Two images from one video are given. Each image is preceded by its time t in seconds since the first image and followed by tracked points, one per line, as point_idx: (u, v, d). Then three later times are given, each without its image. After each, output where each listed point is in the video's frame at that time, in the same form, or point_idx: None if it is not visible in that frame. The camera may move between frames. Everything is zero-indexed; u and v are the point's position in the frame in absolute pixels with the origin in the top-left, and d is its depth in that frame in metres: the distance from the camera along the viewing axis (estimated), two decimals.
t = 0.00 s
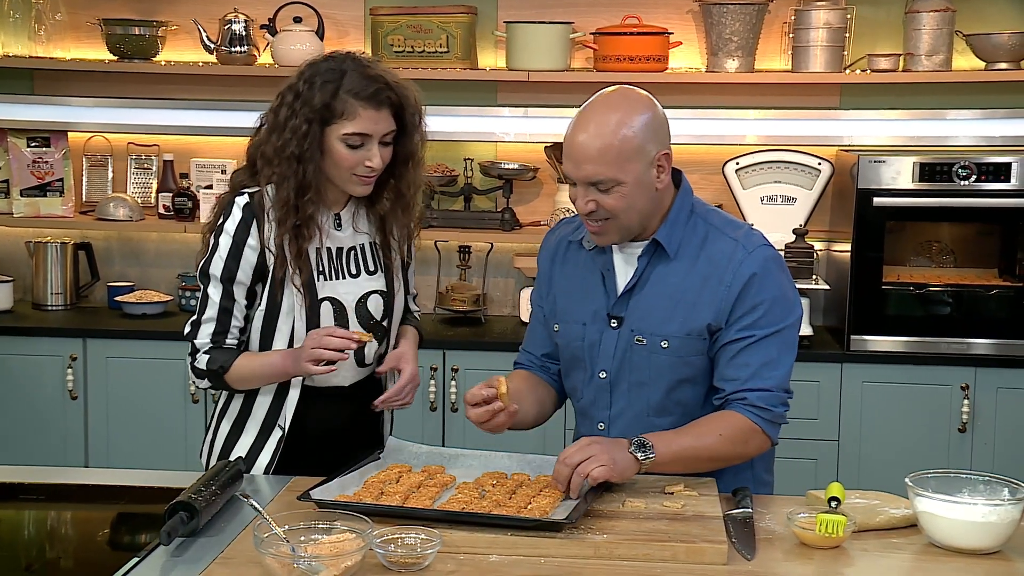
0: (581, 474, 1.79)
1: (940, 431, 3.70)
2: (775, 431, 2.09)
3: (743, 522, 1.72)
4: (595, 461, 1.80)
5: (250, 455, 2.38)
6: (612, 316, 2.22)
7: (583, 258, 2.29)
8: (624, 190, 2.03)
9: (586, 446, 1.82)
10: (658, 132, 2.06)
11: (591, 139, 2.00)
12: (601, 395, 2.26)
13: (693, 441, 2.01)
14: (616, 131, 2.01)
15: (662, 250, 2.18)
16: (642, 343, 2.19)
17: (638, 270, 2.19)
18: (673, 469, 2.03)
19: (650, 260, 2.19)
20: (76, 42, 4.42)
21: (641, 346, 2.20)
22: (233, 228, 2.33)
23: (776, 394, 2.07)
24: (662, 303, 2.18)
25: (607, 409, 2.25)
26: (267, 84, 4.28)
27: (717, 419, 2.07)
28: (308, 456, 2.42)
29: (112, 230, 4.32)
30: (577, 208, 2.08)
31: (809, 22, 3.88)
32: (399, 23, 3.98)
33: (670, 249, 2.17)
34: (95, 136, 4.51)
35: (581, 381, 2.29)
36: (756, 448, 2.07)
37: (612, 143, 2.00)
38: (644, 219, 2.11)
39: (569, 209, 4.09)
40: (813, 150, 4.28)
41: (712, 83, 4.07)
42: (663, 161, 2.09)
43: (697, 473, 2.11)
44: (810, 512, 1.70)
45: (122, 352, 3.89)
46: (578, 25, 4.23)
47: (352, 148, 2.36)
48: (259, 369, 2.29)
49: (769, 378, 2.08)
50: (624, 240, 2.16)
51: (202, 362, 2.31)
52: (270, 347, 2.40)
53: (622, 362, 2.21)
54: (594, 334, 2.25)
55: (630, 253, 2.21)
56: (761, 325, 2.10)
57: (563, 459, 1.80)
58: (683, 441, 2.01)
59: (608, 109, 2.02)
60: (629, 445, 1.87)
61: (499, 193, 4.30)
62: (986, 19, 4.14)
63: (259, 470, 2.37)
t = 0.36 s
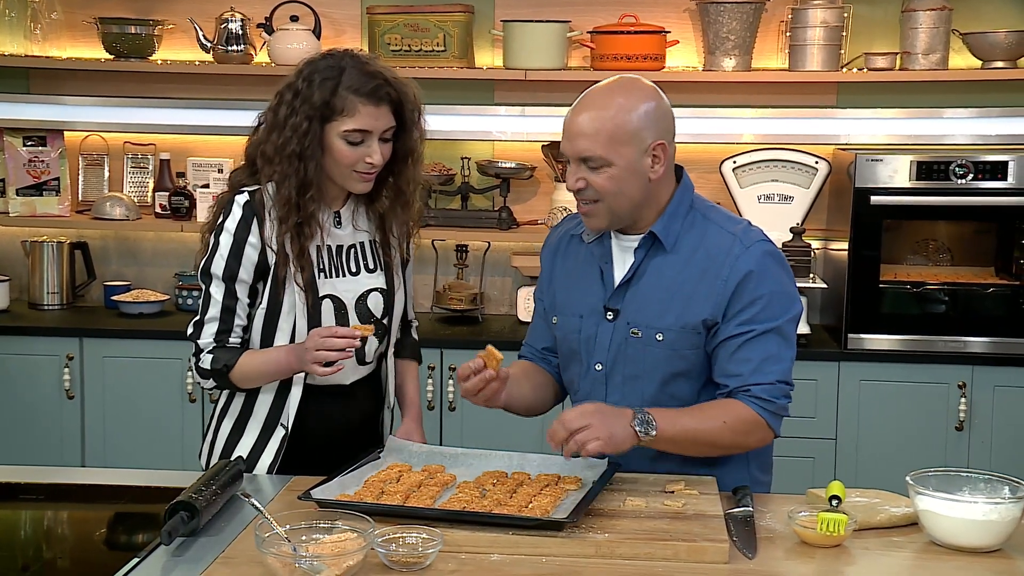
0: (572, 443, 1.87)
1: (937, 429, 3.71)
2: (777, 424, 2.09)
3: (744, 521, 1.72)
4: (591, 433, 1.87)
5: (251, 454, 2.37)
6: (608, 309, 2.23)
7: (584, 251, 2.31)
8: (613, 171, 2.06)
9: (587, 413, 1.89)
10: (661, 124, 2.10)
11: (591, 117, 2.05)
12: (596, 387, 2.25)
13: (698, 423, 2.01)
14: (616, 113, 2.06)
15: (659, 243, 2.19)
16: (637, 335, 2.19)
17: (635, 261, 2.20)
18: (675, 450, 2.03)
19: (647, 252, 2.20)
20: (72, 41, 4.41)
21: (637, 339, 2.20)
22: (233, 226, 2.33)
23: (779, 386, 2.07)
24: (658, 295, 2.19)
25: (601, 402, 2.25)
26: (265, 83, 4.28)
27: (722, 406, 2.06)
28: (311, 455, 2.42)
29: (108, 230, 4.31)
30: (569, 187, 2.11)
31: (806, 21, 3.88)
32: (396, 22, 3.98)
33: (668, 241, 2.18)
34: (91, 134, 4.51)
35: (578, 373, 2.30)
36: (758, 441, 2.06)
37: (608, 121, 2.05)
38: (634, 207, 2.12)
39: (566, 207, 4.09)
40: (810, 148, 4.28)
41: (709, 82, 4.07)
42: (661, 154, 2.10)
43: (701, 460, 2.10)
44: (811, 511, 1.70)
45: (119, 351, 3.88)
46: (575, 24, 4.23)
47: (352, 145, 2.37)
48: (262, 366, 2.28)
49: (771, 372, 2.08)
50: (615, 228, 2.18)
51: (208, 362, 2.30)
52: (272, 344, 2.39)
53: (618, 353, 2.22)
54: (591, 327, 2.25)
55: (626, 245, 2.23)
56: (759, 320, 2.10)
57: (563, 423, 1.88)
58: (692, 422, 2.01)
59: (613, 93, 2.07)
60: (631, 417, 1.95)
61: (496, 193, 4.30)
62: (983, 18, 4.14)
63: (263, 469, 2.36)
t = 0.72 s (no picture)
0: (553, 417, 1.96)
1: (936, 427, 3.71)
2: (779, 417, 2.09)
3: (746, 519, 1.73)
4: (574, 414, 1.95)
5: (260, 452, 2.36)
6: (606, 298, 2.24)
7: (588, 241, 2.33)
8: (616, 153, 2.11)
9: (577, 394, 1.97)
10: (673, 115, 2.15)
11: (604, 100, 2.11)
12: (592, 375, 2.26)
13: (692, 415, 2.03)
14: (629, 99, 2.12)
15: (660, 233, 2.20)
16: (634, 325, 2.20)
17: (635, 250, 2.21)
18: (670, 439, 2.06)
19: (648, 241, 2.21)
20: (69, 40, 4.41)
21: (634, 329, 2.20)
22: (235, 220, 2.32)
23: (780, 380, 2.07)
24: (655, 285, 2.19)
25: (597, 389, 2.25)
26: (263, 81, 4.27)
27: (719, 397, 2.06)
28: (318, 452, 2.41)
29: (106, 229, 4.30)
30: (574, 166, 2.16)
31: (804, 19, 3.88)
32: (394, 21, 3.98)
33: (669, 232, 2.19)
34: (89, 133, 4.50)
35: (577, 363, 2.30)
36: (757, 434, 2.07)
37: (619, 103, 2.11)
38: (636, 192, 2.16)
39: (564, 206, 4.09)
40: (808, 146, 4.29)
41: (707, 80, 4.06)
42: (667, 142, 2.14)
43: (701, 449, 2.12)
44: (814, 509, 1.70)
45: (117, 351, 3.88)
46: (573, 22, 4.23)
47: (351, 132, 2.37)
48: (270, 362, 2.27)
49: (773, 366, 2.07)
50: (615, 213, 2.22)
51: (211, 359, 2.30)
52: (274, 338, 2.37)
53: (615, 342, 2.22)
54: (590, 316, 2.26)
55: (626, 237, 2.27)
56: (759, 314, 2.09)
57: (553, 398, 1.97)
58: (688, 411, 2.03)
59: (629, 80, 2.12)
60: (626, 405, 1.99)
61: (495, 191, 4.30)
62: (979, 15, 4.15)
63: (271, 465, 2.35)
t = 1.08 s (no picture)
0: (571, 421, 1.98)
1: (935, 425, 3.71)
2: (800, 415, 2.07)
3: (750, 518, 1.73)
4: (592, 419, 1.97)
5: (266, 449, 2.35)
6: (614, 290, 2.25)
7: (601, 234, 2.35)
8: (628, 144, 2.14)
9: (596, 399, 1.98)
10: (689, 110, 2.16)
11: (622, 92, 2.14)
12: (597, 365, 2.28)
13: (711, 417, 2.03)
14: (648, 93, 2.13)
15: (670, 228, 2.21)
16: (640, 318, 2.21)
17: (645, 244, 2.22)
18: (692, 443, 2.06)
19: (658, 236, 2.22)
20: (66, 39, 4.40)
21: (640, 322, 2.21)
22: (243, 210, 2.33)
23: (799, 378, 2.05)
24: (664, 279, 2.20)
25: (601, 381, 2.27)
26: (261, 80, 4.27)
27: (738, 399, 2.05)
28: (323, 447, 2.40)
29: (104, 229, 4.30)
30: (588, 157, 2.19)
31: (803, 18, 3.88)
32: (393, 19, 3.98)
33: (680, 227, 2.20)
34: (86, 132, 4.49)
35: (583, 354, 2.32)
36: (780, 434, 2.06)
37: (635, 97, 2.13)
38: (647, 185, 2.18)
39: (563, 205, 4.09)
40: (807, 145, 4.29)
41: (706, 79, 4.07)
42: (681, 136, 2.16)
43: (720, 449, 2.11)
44: (819, 507, 1.70)
45: (116, 351, 3.87)
46: (572, 21, 4.22)
47: (325, 107, 2.41)
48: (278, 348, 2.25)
49: (790, 365, 2.06)
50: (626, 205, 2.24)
51: (219, 348, 2.28)
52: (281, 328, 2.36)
53: (621, 335, 2.23)
54: (597, 309, 2.28)
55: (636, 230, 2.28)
56: (773, 315, 2.07)
57: (573, 402, 1.99)
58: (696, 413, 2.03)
59: (648, 74, 2.14)
60: (644, 411, 2.00)
61: (493, 190, 4.30)
62: (977, 14, 4.15)
63: (280, 459, 2.34)
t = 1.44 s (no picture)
0: (582, 416, 1.99)
1: (932, 424, 3.72)
2: (810, 415, 2.08)
3: (753, 517, 1.72)
4: (604, 415, 1.98)
5: (263, 447, 2.34)
6: (626, 288, 2.26)
7: (614, 231, 2.36)
8: (638, 140, 2.16)
9: (607, 395, 2.00)
10: (702, 110, 2.18)
11: (635, 90, 2.17)
12: (608, 363, 2.28)
13: (722, 416, 2.04)
14: (662, 91, 2.16)
15: (684, 227, 2.21)
16: (653, 316, 2.21)
17: (658, 242, 2.22)
18: (701, 441, 2.07)
19: (672, 234, 2.22)
20: (61, 38, 4.39)
21: (652, 320, 2.21)
22: (254, 198, 2.36)
23: (811, 379, 2.06)
24: (677, 277, 2.20)
25: (611, 378, 2.27)
26: (258, 79, 4.27)
27: (751, 399, 2.06)
28: (321, 444, 2.40)
29: (99, 229, 4.29)
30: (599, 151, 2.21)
31: (799, 17, 3.88)
32: (389, 19, 3.97)
33: (693, 226, 2.20)
34: (82, 132, 4.48)
35: (594, 352, 2.32)
36: (792, 433, 2.07)
37: (650, 96, 2.16)
38: (656, 182, 2.20)
39: (560, 204, 4.09)
40: (804, 144, 4.30)
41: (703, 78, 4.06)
42: (691, 135, 2.17)
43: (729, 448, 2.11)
44: (822, 506, 1.70)
45: (112, 351, 3.86)
46: (568, 20, 4.22)
47: (324, 102, 2.42)
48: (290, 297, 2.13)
49: (803, 366, 2.06)
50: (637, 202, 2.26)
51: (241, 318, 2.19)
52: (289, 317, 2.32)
53: (632, 332, 2.24)
54: (609, 306, 2.28)
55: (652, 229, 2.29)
56: (786, 315, 2.08)
57: (584, 397, 2.00)
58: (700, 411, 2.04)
59: (664, 73, 2.17)
60: (656, 408, 2.02)
61: (490, 189, 4.30)
62: (972, 13, 4.16)
63: (276, 454, 2.34)
